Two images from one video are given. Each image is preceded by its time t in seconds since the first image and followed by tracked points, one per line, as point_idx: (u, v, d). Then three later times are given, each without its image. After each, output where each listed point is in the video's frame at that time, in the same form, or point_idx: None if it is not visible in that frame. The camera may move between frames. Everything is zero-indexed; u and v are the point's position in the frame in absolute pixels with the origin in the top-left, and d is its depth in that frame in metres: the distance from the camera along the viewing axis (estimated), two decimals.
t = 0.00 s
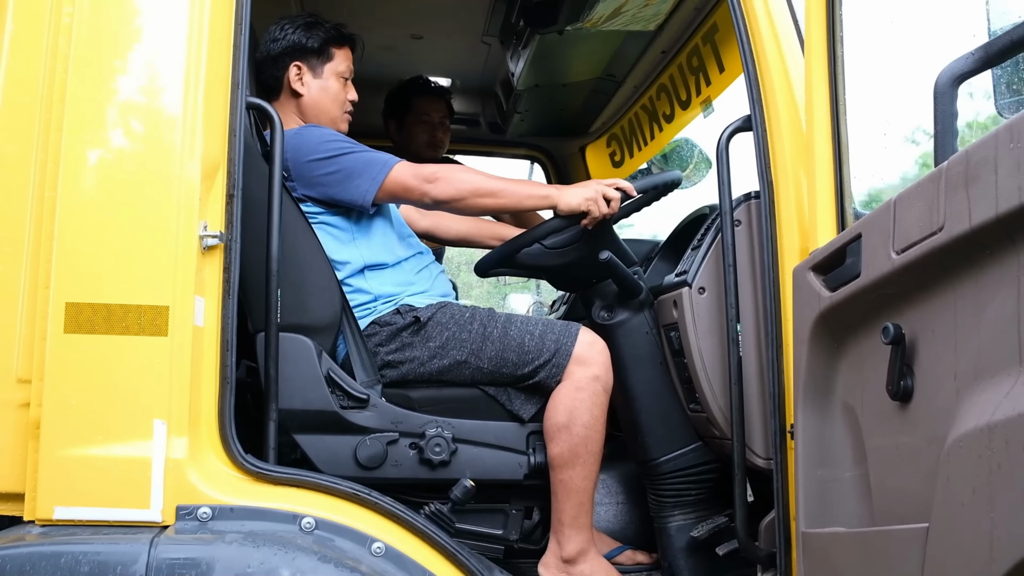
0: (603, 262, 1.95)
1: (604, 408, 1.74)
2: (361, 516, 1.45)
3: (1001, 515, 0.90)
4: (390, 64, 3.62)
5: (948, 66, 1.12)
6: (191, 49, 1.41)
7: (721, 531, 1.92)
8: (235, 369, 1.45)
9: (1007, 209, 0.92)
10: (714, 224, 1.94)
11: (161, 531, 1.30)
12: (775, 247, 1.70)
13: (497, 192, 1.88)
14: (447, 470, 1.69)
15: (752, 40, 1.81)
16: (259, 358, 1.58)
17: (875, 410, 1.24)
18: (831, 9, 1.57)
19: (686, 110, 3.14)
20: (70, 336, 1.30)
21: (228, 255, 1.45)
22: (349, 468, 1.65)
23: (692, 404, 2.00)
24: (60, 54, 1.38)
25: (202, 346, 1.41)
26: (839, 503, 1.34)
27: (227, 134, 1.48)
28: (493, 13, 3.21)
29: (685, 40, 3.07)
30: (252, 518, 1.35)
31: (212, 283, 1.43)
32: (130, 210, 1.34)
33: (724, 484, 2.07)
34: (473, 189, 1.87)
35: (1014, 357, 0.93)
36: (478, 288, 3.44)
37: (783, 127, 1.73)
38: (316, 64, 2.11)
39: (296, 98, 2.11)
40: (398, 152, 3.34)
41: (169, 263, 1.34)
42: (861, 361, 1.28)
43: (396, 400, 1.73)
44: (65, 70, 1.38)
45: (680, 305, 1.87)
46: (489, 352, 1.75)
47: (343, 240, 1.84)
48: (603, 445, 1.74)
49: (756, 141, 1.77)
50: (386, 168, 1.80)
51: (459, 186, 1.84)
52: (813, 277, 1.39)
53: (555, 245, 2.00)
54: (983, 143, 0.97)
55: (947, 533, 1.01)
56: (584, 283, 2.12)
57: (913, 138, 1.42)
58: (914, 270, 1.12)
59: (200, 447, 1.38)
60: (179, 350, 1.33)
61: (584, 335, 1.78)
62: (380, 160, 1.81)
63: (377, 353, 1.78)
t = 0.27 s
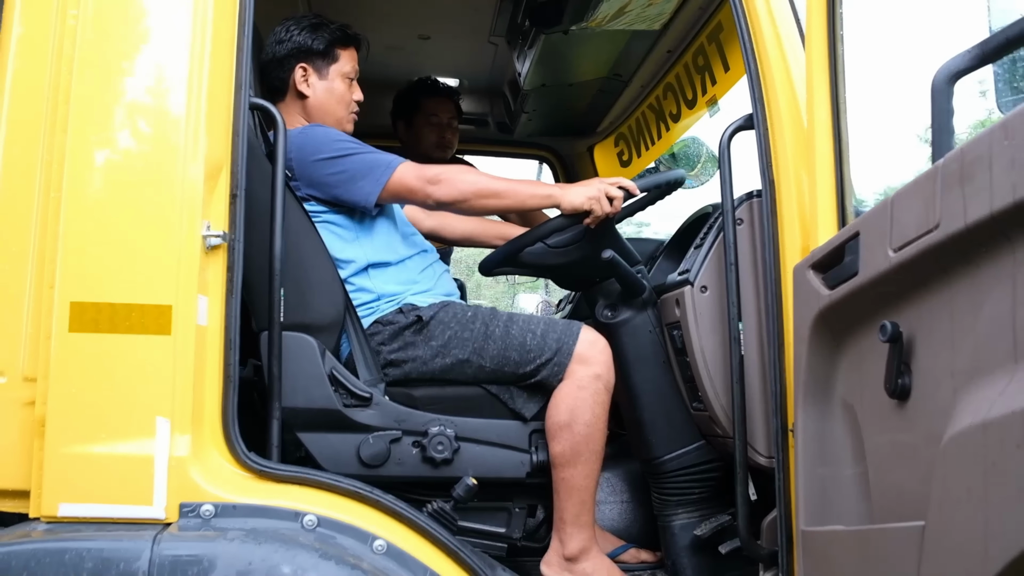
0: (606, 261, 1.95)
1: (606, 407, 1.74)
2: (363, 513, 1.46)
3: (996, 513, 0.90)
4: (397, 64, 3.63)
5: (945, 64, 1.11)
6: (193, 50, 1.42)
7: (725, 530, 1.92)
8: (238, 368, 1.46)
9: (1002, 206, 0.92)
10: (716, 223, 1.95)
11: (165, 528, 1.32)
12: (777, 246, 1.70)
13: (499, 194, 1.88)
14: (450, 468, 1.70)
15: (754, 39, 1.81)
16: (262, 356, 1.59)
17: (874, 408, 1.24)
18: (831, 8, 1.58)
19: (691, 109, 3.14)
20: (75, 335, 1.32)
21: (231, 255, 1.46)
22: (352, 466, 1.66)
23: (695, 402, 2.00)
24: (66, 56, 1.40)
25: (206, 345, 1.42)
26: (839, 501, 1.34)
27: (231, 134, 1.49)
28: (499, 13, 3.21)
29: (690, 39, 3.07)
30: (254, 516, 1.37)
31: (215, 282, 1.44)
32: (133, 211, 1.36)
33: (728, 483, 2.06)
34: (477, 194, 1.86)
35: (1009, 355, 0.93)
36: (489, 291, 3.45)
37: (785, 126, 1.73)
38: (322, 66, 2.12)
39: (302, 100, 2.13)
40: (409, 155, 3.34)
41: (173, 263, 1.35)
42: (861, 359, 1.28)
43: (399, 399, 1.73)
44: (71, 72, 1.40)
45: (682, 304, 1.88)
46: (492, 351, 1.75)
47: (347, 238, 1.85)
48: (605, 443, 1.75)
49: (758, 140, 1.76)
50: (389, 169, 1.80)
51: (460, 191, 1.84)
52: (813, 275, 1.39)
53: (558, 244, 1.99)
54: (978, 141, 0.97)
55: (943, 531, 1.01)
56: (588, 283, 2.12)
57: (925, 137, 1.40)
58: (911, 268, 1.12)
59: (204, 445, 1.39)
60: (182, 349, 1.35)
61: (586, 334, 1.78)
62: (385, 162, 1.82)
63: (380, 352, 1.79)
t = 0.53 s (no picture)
0: (606, 261, 1.95)
1: (607, 407, 1.74)
2: (363, 513, 1.47)
3: (991, 513, 0.90)
4: (402, 64, 3.64)
5: (942, 62, 1.11)
6: (193, 51, 1.42)
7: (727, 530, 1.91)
8: (238, 368, 1.47)
9: (997, 205, 0.92)
10: (717, 223, 1.94)
11: (164, 527, 1.32)
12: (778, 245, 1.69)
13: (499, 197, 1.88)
14: (450, 468, 1.70)
15: (755, 37, 1.80)
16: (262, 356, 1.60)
17: (873, 408, 1.23)
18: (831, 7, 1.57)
19: (696, 108, 3.13)
20: (75, 336, 1.33)
21: (232, 255, 1.47)
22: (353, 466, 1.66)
23: (696, 402, 1.99)
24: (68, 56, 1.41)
25: (205, 345, 1.43)
26: (839, 501, 1.33)
27: (231, 135, 1.49)
28: (503, 14, 3.21)
29: (694, 39, 3.06)
30: (254, 515, 1.37)
31: (215, 283, 1.45)
32: (134, 211, 1.36)
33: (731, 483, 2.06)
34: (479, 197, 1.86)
35: (1006, 354, 0.93)
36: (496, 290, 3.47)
37: (786, 125, 1.72)
38: (326, 66, 2.12)
39: (307, 101, 2.13)
40: (410, 155, 3.34)
41: (173, 263, 1.36)
42: (860, 359, 1.28)
43: (399, 399, 1.73)
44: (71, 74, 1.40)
45: (684, 304, 1.87)
46: (492, 351, 1.75)
47: (348, 239, 1.86)
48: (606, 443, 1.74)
49: (758, 138, 1.76)
50: (390, 173, 1.81)
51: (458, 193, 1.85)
52: (812, 275, 1.39)
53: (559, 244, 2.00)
54: (974, 139, 0.96)
55: (940, 531, 1.00)
56: (590, 282, 2.12)
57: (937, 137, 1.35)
58: (909, 268, 1.11)
59: (204, 445, 1.40)
60: (183, 349, 1.36)
61: (587, 333, 1.78)
62: (386, 167, 1.82)
63: (381, 352, 1.79)
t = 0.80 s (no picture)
0: (606, 263, 1.94)
1: (606, 409, 1.73)
2: (360, 516, 1.47)
3: (987, 517, 0.89)
4: (405, 65, 3.64)
5: (939, 61, 1.10)
6: (189, 54, 1.43)
7: (729, 534, 1.90)
8: (235, 371, 1.47)
9: (992, 206, 0.91)
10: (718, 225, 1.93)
11: (160, 530, 1.33)
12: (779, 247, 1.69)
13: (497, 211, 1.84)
14: (449, 471, 1.69)
15: (755, 38, 1.79)
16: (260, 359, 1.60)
17: (871, 411, 1.22)
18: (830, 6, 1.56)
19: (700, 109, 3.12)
20: (71, 338, 1.33)
21: (229, 258, 1.47)
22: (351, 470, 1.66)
23: (697, 405, 1.98)
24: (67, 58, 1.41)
25: (203, 348, 1.43)
26: (838, 505, 1.32)
27: (229, 137, 1.49)
28: (506, 15, 3.21)
29: (697, 39, 3.05)
30: (250, 519, 1.37)
31: (213, 285, 1.45)
32: (130, 214, 1.36)
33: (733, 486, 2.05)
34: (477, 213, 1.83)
35: (1002, 357, 0.92)
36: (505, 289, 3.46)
37: (786, 126, 1.71)
38: (336, 67, 2.10)
39: (318, 102, 2.10)
40: (409, 156, 3.33)
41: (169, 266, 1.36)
42: (858, 362, 1.27)
43: (398, 402, 1.73)
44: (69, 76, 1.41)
45: (683, 306, 1.86)
46: (491, 352, 1.75)
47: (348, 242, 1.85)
48: (605, 446, 1.74)
49: (759, 139, 1.75)
50: (384, 192, 1.78)
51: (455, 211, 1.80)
52: (810, 277, 1.38)
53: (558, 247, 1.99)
54: (970, 139, 0.95)
55: (936, 535, 1.00)
56: (591, 284, 2.11)
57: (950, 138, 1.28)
58: (906, 270, 1.10)
59: (200, 448, 1.41)
60: (179, 352, 1.36)
61: (586, 336, 1.77)
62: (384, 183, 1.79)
63: (380, 355, 1.78)
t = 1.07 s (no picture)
0: (608, 263, 1.94)
1: (606, 412, 1.72)
2: (357, 521, 1.45)
3: (990, 527, 0.86)
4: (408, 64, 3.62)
5: (942, 59, 1.08)
6: (183, 53, 1.41)
7: (732, 538, 1.88)
8: (232, 374, 1.46)
9: (997, 207, 0.88)
10: (720, 225, 1.91)
11: (155, 535, 1.31)
12: (781, 247, 1.67)
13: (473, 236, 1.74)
14: (448, 475, 1.67)
15: (759, 38, 1.77)
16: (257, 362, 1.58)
17: (874, 415, 1.20)
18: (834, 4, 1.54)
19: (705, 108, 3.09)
20: (65, 341, 1.32)
21: (225, 259, 1.45)
22: (349, 474, 1.64)
23: (700, 407, 1.95)
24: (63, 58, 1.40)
25: (198, 351, 1.41)
26: (841, 510, 1.30)
27: (225, 137, 1.48)
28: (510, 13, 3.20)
29: (702, 37, 3.02)
30: (246, 523, 1.36)
31: (209, 288, 1.43)
32: (124, 215, 1.35)
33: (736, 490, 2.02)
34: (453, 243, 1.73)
35: (1007, 363, 0.89)
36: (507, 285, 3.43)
37: (789, 125, 1.69)
38: (360, 71, 2.09)
39: (337, 104, 2.08)
40: (414, 154, 3.29)
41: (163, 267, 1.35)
42: (861, 366, 1.24)
43: (397, 405, 1.71)
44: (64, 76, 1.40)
45: (685, 307, 1.84)
46: (490, 354, 1.73)
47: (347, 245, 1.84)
48: (605, 449, 1.72)
49: (762, 138, 1.73)
50: (369, 221, 1.73)
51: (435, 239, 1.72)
52: (813, 278, 1.35)
53: (558, 248, 2.00)
54: (973, 138, 0.93)
55: (939, 544, 0.97)
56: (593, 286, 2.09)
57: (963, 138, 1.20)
58: (909, 272, 1.08)
59: (196, 451, 1.39)
60: (175, 354, 1.34)
61: (586, 338, 1.75)
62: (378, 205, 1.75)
63: (378, 357, 1.77)
